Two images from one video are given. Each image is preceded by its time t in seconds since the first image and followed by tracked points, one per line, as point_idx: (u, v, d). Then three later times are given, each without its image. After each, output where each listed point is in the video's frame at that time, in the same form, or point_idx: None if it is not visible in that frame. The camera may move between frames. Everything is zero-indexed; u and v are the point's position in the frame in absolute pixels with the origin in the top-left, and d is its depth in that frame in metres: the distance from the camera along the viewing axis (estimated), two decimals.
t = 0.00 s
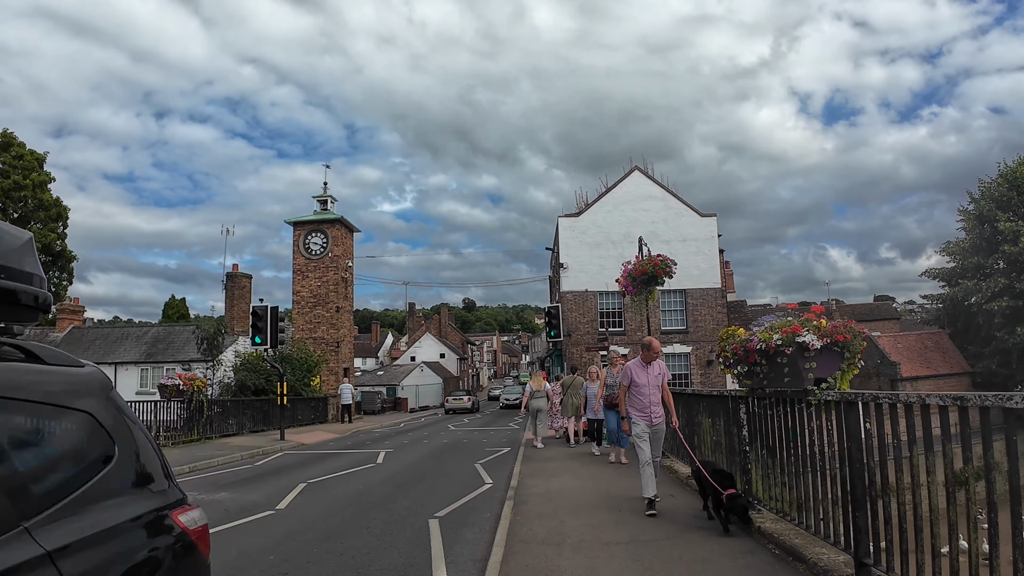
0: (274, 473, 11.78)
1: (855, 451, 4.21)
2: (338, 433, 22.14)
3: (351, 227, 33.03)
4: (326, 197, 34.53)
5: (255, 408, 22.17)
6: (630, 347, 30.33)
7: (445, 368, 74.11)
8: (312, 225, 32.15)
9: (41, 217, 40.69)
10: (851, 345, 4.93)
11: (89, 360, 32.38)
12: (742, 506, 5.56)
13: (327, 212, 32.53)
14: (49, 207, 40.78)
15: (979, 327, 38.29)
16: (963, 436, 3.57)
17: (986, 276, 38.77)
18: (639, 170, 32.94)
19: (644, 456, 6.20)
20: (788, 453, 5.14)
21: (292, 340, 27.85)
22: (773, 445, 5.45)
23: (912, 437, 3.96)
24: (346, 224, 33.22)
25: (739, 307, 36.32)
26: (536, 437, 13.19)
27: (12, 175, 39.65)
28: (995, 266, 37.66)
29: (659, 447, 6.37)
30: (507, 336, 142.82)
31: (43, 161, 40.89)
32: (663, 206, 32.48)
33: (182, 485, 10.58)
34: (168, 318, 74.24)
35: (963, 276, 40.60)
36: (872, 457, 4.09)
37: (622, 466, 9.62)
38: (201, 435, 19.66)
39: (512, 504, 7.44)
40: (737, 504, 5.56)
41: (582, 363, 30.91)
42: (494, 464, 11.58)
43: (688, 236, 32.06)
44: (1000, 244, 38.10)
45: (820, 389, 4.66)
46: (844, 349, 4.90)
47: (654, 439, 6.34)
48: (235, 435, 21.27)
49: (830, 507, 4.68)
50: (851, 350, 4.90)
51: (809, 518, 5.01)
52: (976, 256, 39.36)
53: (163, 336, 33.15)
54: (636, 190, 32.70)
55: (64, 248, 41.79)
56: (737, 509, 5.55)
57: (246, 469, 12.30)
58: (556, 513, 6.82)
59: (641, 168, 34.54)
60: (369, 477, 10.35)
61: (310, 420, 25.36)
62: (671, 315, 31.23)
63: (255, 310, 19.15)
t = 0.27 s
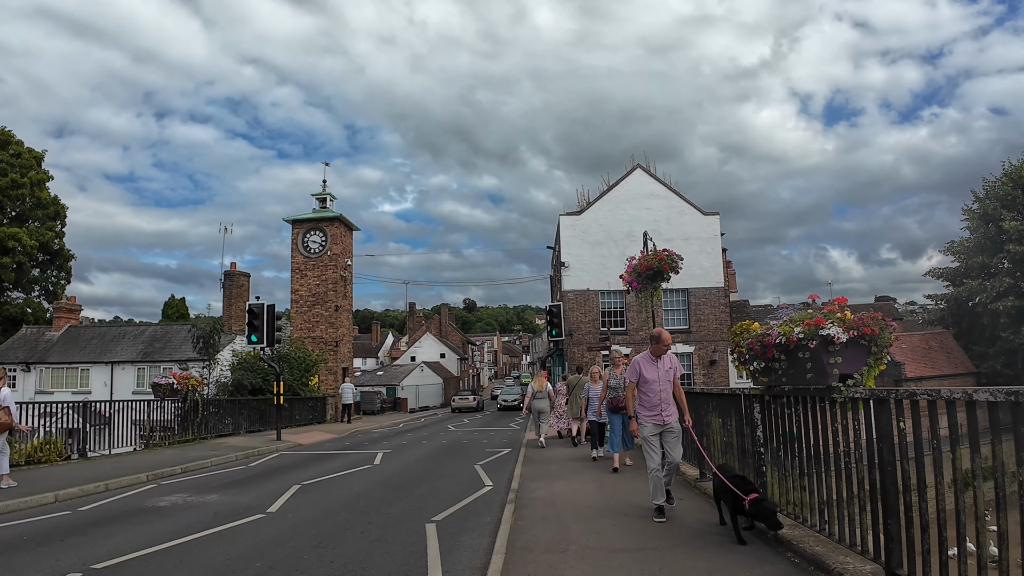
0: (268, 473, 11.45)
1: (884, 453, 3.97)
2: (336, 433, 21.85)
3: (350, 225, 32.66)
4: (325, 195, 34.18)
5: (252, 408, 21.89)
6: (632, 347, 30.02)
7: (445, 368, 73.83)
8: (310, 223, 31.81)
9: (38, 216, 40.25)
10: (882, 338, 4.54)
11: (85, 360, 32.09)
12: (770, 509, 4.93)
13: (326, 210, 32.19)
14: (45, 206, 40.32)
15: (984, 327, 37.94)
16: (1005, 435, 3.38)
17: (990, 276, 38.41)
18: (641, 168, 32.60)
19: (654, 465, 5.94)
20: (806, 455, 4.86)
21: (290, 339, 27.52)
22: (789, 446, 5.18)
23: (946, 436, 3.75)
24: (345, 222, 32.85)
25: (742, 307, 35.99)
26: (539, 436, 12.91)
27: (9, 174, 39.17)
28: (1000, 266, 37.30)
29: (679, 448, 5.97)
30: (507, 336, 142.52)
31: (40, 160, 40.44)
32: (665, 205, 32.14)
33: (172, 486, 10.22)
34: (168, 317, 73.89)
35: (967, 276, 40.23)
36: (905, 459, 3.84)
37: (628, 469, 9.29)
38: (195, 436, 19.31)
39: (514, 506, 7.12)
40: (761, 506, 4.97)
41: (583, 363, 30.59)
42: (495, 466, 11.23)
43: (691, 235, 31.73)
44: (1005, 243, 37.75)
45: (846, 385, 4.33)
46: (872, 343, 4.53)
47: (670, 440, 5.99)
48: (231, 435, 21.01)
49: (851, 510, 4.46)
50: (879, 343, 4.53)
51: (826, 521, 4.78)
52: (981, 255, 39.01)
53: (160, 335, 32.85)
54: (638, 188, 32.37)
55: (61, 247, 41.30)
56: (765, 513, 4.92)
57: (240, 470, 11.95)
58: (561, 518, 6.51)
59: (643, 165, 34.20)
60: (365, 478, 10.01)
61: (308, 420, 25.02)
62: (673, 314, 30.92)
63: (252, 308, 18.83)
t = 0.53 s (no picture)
0: (260, 478, 11.00)
1: (934, 462, 3.60)
2: (333, 436, 21.43)
3: (349, 224, 32.23)
4: (324, 194, 33.76)
5: (247, 410, 21.45)
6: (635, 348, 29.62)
7: (445, 368, 73.39)
8: (308, 222, 31.38)
9: (35, 215, 39.73)
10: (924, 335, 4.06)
11: (80, 361, 31.68)
12: (819, 529, 4.25)
13: (324, 209, 31.76)
14: (41, 205, 39.82)
15: (990, 327, 37.55)
16: None
17: (996, 275, 38.01)
18: (643, 167, 32.19)
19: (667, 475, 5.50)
20: (836, 463, 4.48)
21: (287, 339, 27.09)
22: (817, 454, 4.79)
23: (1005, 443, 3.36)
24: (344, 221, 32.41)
25: (745, 307, 35.60)
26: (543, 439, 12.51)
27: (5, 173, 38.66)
28: (1006, 265, 36.89)
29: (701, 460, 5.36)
30: (507, 337, 142.13)
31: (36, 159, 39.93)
32: (668, 203, 31.73)
33: (157, 492, 9.78)
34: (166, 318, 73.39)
35: (973, 276, 39.82)
36: (960, 470, 3.47)
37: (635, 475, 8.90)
38: (189, 439, 18.90)
39: (516, 516, 6.68)
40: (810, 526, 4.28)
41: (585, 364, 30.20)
42: (495, 471, 10.80)
43: (694, 234, 31.31)
44: (1011, 243, 37.35)
45: (886, 386, 3.91)
46: (913, 340, 4.10)
47: (691, 451, 5.44)
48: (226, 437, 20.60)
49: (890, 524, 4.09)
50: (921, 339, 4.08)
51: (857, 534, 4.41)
52: (986, 255, 38.60)
53: (155, 336, 32.46)
54: (641, 186, 31.95)
55: (58, 247, 40.76)
56: (814, 534, 4.23)
57: (231, 475, 11.50)
58: (566, 529, 6.09)
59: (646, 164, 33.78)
60: (359, 484, 9.56)
61: (305, 422, 24.54)
62: (676, 315, 30.52)
63: (246, 307, 18.41)
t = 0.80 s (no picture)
0: (251, 481, 10.62)
1: (986, 468, 3.22)
2: (330, 438, 21.05)
3: (348, 224, 31.86)
4: (322, 193, 33.39)
5: (242, 412, 21.04)
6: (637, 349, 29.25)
7: (445, 370, 72.98)
8: (306, 221, 31.03)
9: (32, 215, 39.23)
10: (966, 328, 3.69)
11: (74, 361, 31.29)
12: (870, 543, 3.72)
13: (322, 208, 31.39)
14: (39, 205, 39.32)
15: (995, 328, 37.16)
16: None
17: (1001, 276, 37.63)
18: (645, 165, 31.84)
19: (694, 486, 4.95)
20: (871, 467, 4.13)
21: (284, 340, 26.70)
22: (847, 459, 4.43)
23: None
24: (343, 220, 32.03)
25: (748, 308, 35.22)
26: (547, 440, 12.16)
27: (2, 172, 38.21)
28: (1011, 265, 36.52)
29: (731, 471, 4.93)
30: (507, 339, 141.71)
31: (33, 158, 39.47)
32: (670, 202, 31.38)
33: (143, 496, 9.40)
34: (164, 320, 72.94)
35: (977, 276, 39.46)
36: (1018, 476, 3.10)
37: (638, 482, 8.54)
38: (183, 441, 18.54)
39: (518, 523, 6.30)
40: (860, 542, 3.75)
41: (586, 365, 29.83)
42: (495, 475, 10.40)
43: (697, 234, 30.96)
44: (1016, 243, 36.98)
45: (928, 385, 3.56)
46: (958, 332, 3.72)
47: (720, 460, 4.98)
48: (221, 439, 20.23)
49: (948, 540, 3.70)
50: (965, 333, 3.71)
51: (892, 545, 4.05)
52: (991, 255, 38.23)
53: (151, 336, 32.09)
54: (643, 185, 31.60)
55: (55, 248, 40.24)
56: (862, 551, 3.70)
57: (223, 479, 11.08)
58: (570, 538, 5.71)
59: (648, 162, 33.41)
60: (354, 488, 9.17)
61: (302, 425, 24.12)
62: (679, 315, 30.15)
63: (241, 306, 18.03)
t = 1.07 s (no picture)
0: (242, 485, 10.27)
1: None
2: (327, 439, 20.70)
3: (346, 223, 31.51)
4: (320, 192, 33.06)
5: (238, 413, 20.70)
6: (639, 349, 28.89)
7: (445, 371, 72.61)
8: (304, 220, 30.69)
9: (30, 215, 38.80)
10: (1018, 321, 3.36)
11: (70, 362, 30.94)
12: None
13: (320, 207, 31.04)
14: (36, 205, 38.90)
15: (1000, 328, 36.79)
16: None
17: (1005, 275, 37.26)
18: (647, 163, 31.50)
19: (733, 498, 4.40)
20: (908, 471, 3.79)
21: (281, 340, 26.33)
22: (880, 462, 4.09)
23: None
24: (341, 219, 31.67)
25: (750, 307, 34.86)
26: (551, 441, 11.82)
27: None
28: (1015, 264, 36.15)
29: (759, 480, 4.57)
30: (508, 340, 141.34)
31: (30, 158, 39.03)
32: (671, 201, 31.03)
33: (129, 502, 9.04)
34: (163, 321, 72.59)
35: (981, 275, 39.10)
36: None
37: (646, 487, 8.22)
38: (178, 443, 18.19)
39: (519, 531, 5.96)
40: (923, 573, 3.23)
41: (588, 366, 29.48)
42: (495, 478, 10.06)
43: (699, 232, 30.61)
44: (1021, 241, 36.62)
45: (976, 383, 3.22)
46: (1008, 326, 3.38)
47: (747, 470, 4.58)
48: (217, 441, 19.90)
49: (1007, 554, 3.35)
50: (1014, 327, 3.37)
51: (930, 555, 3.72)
52: (995, 254, 37.88)
53: (148, 337, 31.76)
54: (644, 183, 31.26)
55: (53, 248, 39.79)
56: None
57: (214, 482, 10.73)
58: (575, 549, 5.36)
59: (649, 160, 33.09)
60: (348, 492, 8.83)
61: (299, 426, 23.79)
62: (681, 314, 29.80)
63: (235, 306, 17.67)
